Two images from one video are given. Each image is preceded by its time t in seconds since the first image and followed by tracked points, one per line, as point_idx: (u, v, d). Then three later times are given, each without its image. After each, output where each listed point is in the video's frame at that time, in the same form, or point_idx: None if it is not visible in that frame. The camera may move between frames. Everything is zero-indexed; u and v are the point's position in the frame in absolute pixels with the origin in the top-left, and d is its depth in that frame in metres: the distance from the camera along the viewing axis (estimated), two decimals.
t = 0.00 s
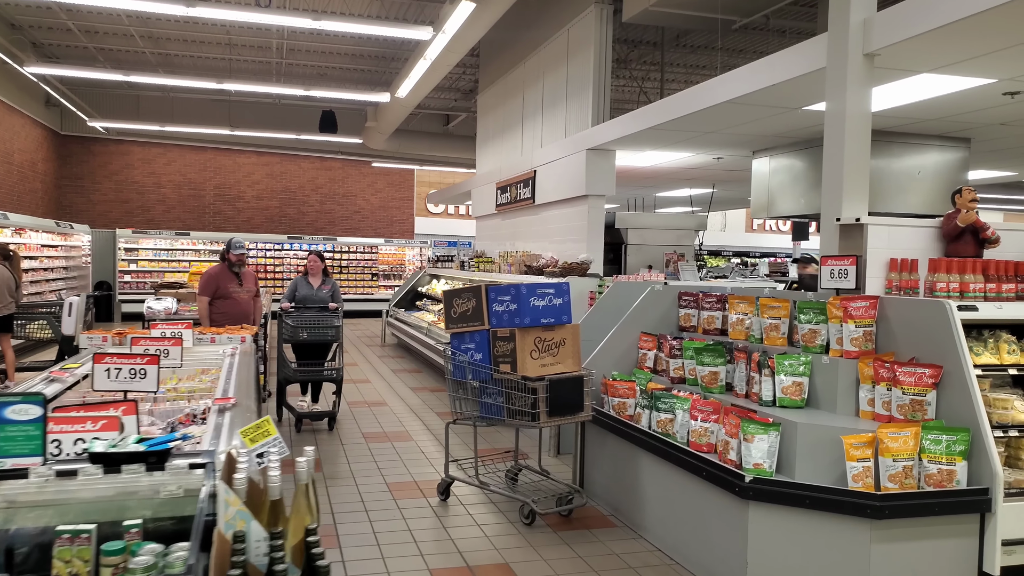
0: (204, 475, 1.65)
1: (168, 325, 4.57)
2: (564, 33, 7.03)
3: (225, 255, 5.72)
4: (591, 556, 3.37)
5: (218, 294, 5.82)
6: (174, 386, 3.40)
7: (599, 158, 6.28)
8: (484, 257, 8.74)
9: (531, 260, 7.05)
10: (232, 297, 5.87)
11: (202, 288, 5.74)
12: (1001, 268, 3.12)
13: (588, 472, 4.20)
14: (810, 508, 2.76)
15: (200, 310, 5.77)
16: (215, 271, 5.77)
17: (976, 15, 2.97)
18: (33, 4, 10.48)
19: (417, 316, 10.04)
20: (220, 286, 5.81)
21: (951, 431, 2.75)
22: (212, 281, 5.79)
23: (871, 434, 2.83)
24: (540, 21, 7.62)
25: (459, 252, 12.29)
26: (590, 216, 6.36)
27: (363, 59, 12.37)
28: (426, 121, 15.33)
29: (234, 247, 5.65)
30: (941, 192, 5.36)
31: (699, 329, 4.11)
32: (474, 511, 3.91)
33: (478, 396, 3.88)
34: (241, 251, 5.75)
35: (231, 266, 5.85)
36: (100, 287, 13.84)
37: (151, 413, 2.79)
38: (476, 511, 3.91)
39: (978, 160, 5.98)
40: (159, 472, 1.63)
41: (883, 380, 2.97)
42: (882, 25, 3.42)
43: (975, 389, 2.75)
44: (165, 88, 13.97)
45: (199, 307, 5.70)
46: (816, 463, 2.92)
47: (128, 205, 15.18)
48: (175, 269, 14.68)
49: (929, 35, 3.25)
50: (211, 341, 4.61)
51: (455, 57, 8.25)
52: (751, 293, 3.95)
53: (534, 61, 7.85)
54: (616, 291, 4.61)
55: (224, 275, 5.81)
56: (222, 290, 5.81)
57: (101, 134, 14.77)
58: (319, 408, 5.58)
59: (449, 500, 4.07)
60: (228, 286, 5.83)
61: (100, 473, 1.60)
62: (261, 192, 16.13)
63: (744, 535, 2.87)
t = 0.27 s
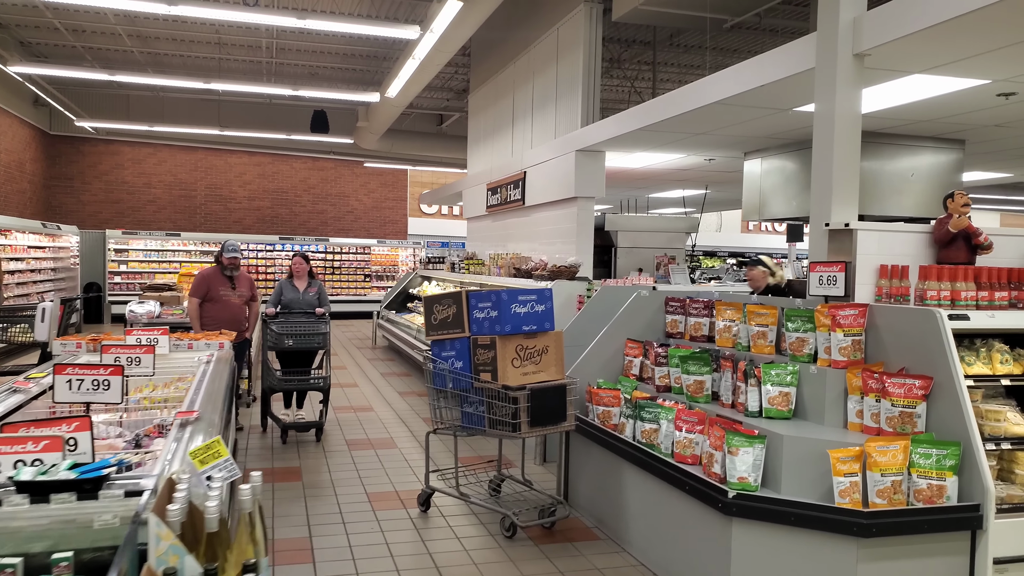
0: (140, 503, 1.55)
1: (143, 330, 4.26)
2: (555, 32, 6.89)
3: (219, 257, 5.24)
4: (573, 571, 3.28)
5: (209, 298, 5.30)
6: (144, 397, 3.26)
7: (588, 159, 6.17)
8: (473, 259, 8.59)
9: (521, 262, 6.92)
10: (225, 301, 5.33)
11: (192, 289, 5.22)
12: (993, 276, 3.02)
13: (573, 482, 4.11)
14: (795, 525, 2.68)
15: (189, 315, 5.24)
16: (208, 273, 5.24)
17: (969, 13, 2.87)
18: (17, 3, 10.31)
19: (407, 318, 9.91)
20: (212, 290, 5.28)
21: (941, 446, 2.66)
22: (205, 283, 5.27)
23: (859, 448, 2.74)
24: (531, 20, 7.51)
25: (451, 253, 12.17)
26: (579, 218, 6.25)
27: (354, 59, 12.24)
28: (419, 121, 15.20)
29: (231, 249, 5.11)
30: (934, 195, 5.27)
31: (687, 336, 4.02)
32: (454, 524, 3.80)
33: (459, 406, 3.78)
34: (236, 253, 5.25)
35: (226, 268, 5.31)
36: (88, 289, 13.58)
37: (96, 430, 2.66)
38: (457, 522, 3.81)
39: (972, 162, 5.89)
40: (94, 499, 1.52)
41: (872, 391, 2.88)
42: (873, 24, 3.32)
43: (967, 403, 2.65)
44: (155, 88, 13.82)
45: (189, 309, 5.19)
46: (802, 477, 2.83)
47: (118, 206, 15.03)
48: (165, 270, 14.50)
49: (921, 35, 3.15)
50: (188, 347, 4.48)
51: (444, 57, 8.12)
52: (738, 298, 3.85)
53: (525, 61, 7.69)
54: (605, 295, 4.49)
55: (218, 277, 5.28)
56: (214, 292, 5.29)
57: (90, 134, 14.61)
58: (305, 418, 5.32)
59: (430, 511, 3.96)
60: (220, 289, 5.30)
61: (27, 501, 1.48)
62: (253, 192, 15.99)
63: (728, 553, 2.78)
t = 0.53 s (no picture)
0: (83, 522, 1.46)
1: (122, 334, 4.14)
2: (547, 31, 6.79)
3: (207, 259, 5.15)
4: None
5: (197, 302, 5.18)
6: (122, 402, 3.16)
7: (580, 159, 6.07)
8: (465, 259, 8.46)
9: (512, 264, 6.80)
10: (214, 305, 5.21)
11: (181, 293, 5.14)
12: (990, 278, 2.94)
13: (562, 488, 4.02)
14: (786, 537, 2.60)
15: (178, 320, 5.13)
16: (196, 276, 5.16)
17: (964, 8, 2.79)
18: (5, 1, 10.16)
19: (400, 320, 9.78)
20: (200, 293, 5.17)
21: (937, 453, 2.57)
22: (193, 286, 5.18)
23: (852, 456, 2.65)
24: (523, 18, 7.41)
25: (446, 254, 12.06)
26: (571, 218, 6.15)
27: (348, 58, 12.12)
28: (414, 121, 15.09)
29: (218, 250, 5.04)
30: (930, 195, 5.18)
31: (678, 340, 3.94)
32: (439, 533, 3.71)
33: (444, 412, 3.71)
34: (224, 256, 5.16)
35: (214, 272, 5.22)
36: (81, 292, 13.51)
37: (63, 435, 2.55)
38: (443, 531, 3.72)
39: (969, 162, 5.81)
40: (34, 520, 1.44)
41: (866, 397, 2.80)
42: (866, 20, 3.23)
43: (963, 409, 2.57)
44: (147, 88, 13.69)
45: (177, 313, 5.09)
46: (793, 486, 2.75)
47: (111, 207, 14.90)
48: (158, 271, 14.34)
49: (915, 31, 3.06)
50: (169, 351, 4.36)
51: (436, 56, 8.02)
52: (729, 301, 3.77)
53: (517, 60, 7.59)
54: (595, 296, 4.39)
55: (205, 280, 5.19)
56: (203, 296, 5.18)
57: (82, 134, 14.48)
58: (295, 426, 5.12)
59: (416, 519, 3.87)
60: (209, 292, 5.19)
61: None
62: (247, 193, 15.85)
63: (717, 565, 2.70)
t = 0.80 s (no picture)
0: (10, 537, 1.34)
1: (99, 333, 3.92)
2: (539, 27, 6.60)
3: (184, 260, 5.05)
4: None
5: (178, 304, 5.05)
6: (96, 403, 3.03)
7: (573, 157, 5.91)
8: (457, 258, 8.30)
9: (504, 263, 6.65)
10: (197, 307, 5.08)
11: (162, 296, 5.03)
12: (989, 276, 2.83)
13: (549, 493, 3.91)
14: (778, 546, 2.50)
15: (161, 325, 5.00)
16: (175, 278, 5.04)
17: None
18: None
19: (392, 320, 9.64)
20: (180, 295, 5.04)
21: (935, 459, 2.47)
22: (173, 289, 5.06)
23: (847, 461, 2.56)
24: (513, 16, 7.26)
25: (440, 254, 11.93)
26: (564, 218, 6.01)
27: (342, 57, 11.99)
28: (409, 120, 14.96)
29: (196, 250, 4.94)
30: (928, 193, 5.07)
31: (669, 340, 3.84)
32: (423, 540, 3.60)
33: (430, 414, 3.60)
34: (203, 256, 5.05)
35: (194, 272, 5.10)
36: (70, 290, 12.95)
37: (26, 437, 2.39)
38: (427, 537, 3.62)
39: (967, 159, 5.70)
40: None
41: (861, 400, 2.70)
42: (860, 11, 3.11)
43: (962, 412, 2.47)
44: (140, 86, 13.55)
45: (159, 317, 4.98)
46: (786, 492, 2.65)
47: (103, 206, 14.75)
48: (150, 271, 14.17)
49: (911, 21, 2.94)
50: (149, 351, 4.16)
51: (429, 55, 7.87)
52: (722, 300, 3.67)
53: (508, 58, 7.41)
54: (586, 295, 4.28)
55: (185, 282, 5.07)
56: (184, 298, 5.05)
57: (74, 133, 14.33)
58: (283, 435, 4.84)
59: (399, 524, 3.76)
60: (191, 294, 5.06)
61: None
62: (240, 192, 15.71)
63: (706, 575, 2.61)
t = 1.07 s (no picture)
0: None
1: (72, 336, 3.67)
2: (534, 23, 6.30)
3: (160, 259, 4.90)
4: None
5: (154, 307, 4.89)
6: (66, 409, 2.85)
7: (566, 157, 5.71)
8: (450, 259, 8.12)
9: (497, 265, 6.47)
10: (174, 310, 4.93)
11: (136, 299, 4.86)
12: (993, 279, 2.72)
13: (538, 503, 3.79)
14: (772, 564, 2.38)
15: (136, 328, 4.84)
16: (149, 279, 4.89)
17: None
18: None
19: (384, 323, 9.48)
20: (156, 297, 4.88)
21: (938, 471, 2.35)
22: (147, 291, 4.90)
23: (845, 473, 2.44)
24: (504, 14, 7.12)
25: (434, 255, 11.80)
26: (557, 219, 5.83)
27: (335, 56, 11.85)
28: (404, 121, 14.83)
29: (171, 249, 4.78)
30: (927, 195, 4.95)
31: (661, 344, 3.71)
32: (406, 552, 3.47)
33: (414, 421, 3.46)
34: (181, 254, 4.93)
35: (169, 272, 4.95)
36: (60, 292, 12.74)
37: None
38: (410, 549, 3.49)
39: (967, 160, 5.58)
40: None
41: (860, 409, 2.58)
42: (857, 4, 2.98)
43: (967, 422, 2.35)
44: (131, 85, 13.39)
45: (134, 321, 4.82)
46: (781, 506, 2.53)
47: (94, 206, 14.58)
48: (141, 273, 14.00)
49: (911, 13, 2.81)
50: (125, 356, 3.98)
51: (421, 54, 7.71)
52: (716, 303, 3.55)
53: (501, 56, 7.19)
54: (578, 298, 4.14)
55: (160, 282, 4.91)
56: (160, 300, 4.89)
57: (64, 132, 14.17)
58: (268, 449, 4.50)
59: (381, 536, 3.63)
60: (167, 296, 4.91)
61: None
62: (233, 193, 15.55)
63: None
